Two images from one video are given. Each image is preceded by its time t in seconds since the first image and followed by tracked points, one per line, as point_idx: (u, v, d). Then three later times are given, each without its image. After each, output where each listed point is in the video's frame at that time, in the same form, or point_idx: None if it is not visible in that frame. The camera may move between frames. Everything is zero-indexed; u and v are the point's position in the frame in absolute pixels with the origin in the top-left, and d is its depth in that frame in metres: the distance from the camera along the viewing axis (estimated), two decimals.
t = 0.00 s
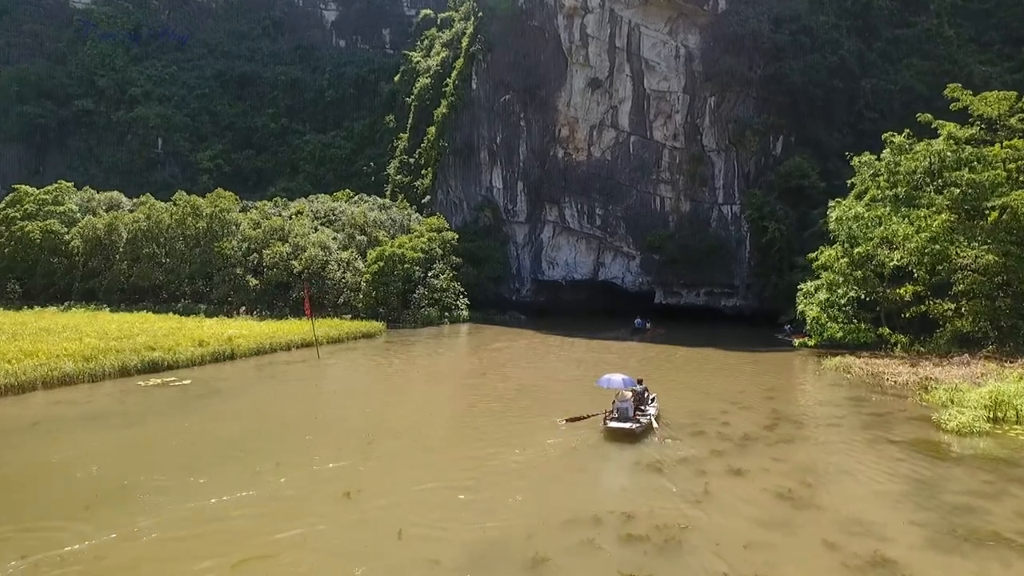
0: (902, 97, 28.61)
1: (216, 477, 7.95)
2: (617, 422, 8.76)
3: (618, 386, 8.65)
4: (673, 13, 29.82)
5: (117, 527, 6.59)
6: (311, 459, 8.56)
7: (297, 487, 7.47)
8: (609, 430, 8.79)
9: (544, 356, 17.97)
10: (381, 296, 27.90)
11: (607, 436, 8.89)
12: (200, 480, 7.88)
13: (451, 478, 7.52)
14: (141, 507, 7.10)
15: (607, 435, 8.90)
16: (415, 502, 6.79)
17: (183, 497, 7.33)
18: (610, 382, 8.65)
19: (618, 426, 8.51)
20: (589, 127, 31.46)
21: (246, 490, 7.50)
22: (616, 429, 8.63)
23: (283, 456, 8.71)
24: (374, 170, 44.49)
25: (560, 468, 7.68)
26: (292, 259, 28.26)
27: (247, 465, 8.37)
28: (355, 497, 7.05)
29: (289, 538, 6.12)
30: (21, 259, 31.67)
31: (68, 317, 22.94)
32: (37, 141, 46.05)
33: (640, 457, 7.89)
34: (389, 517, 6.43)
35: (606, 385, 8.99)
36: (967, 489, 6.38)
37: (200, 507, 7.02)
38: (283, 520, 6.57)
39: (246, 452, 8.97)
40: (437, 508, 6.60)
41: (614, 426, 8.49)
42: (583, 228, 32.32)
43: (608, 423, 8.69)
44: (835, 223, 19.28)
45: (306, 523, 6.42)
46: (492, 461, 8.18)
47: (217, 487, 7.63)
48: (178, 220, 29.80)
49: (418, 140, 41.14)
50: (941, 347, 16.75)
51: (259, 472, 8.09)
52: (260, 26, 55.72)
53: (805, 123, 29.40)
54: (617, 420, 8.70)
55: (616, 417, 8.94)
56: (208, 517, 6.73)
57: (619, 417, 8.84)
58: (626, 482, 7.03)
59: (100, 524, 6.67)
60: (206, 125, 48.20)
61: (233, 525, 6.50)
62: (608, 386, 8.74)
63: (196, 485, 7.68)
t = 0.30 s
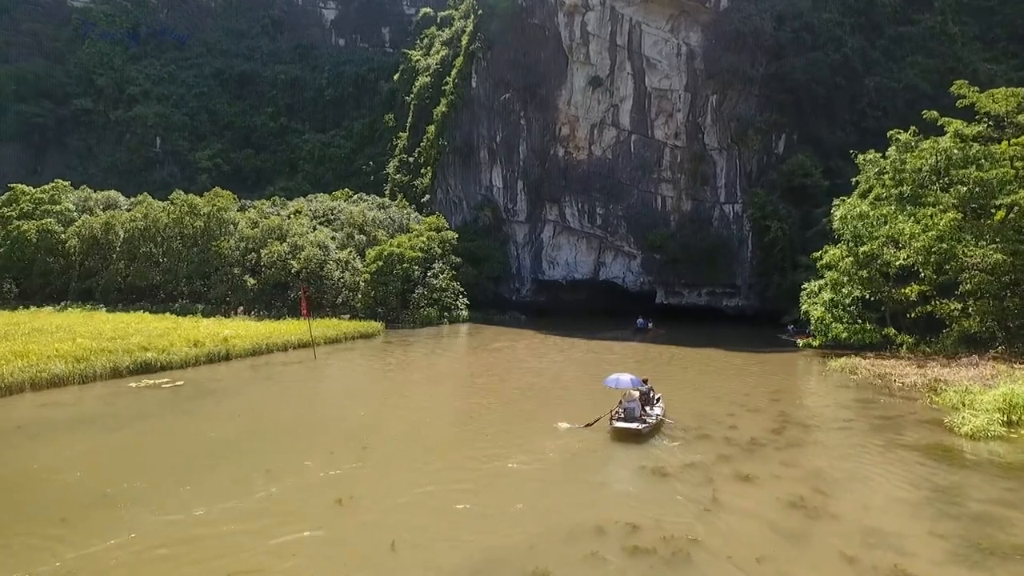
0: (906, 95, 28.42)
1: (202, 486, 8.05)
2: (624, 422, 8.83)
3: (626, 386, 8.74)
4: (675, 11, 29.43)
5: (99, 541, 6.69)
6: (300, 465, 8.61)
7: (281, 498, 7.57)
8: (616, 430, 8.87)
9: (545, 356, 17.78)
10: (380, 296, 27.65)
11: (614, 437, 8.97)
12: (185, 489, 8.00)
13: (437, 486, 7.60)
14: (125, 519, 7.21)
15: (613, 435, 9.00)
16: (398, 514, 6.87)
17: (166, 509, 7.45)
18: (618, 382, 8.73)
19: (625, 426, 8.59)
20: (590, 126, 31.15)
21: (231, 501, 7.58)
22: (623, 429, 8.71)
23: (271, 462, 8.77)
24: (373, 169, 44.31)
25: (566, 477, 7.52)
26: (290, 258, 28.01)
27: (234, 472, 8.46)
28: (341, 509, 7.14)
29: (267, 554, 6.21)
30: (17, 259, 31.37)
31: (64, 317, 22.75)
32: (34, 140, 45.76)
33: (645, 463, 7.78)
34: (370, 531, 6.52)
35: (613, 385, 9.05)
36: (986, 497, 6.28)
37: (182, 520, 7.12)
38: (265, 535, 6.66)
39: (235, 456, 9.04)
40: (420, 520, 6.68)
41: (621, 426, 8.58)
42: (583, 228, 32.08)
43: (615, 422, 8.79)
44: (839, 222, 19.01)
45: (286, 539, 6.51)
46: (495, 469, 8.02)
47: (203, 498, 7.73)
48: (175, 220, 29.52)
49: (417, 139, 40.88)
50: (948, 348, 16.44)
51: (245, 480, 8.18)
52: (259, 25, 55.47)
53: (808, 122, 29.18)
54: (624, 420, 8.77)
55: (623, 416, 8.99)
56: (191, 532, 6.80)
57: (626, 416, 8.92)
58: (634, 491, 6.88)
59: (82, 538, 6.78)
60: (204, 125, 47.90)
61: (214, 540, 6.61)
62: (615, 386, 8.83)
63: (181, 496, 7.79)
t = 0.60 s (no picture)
0: (909, 93, 28.17)
1: (191, 492, 7.80)
2: (629, 422, 8.83)
3: (633, 386, 8.76)
4: (676, 8, 29.14)
5: (78, 549, 6.41)
6: (292, 469, 8.38)
7: (271, 505, 7.30)
8: (621, 430, 8.86)
9: (545, 357, 17.56)
10: (378, 296, 27.34)
11: (619, 436, 8.98)
12: (173, 494, 7.73)
13: (432, 491, 7.37)
14: (108, 526, 6.94)
15: (618, 434, 9.00)
16: (388, 522, 6.64)
17: (152, 516, 7.18)
18: (625, 382, 8.76)
19: (630, 425, 8.61)
20: (590, 124, 30.87)
21: (222, 508, 7.30)
22: (629, 429, 8.73)
23: (261, 466, 8.51)
24: (372, 168, 44.08)
25: (569, 482, 7.33)
26: (287, 257, 27.75)
27: (224, 478, 8.19)
28: (332, 516, 6.89)
29: (251, 563, 5.95)
30: (13, 258, 31.11)
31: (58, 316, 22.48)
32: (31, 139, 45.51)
33: (649, 467, 7.59)
34: (360, 539, 6.28)
35: (619, 385, 9.06)
36: (1005, 506, 6.08)
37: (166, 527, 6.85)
38: (251, 543, 6.39)
39: (224, 459, 8.80)
40: (410, 528, 6.46)
41: (626, 426, 8.59)
42: (584, 227, 31.82)
43: (620, 422, 8.79)
44: (844, 220, 18.74)
45: (273, 548, 6.25)
46: (495, 475, 7.81)
47: (196, 503, 7.50)
48: (172, 219, 29.25)
49: (416, 137, 40.59)
50: (954, 348, 16.20)
51: (235, 486, 7.91)
52: (258, 23, 55.22)
53: (810, 120, 28.92)
54: (630, 419, 8.79)
55: (628, 416, 9.01)
56: (178, 540, 6.54)
57: (630, 416, 8.91)
58: (639, 499, 6.70)
59: (64, 545, 6.53)
60: (202, 123, 47.60)
61: (197, 548, 6.34)
62: (622, 386, 8.84)
63: (167, 502, 7.52)
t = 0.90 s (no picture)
0: (913, 92, 27.97)
1: (184, 496, 7.61)
2: (634, 422, 8.80)
3: (638, 386, 8.72)
4: (677, 6, 28.88)
5: (49, 562, 6.10)
6: (282, 476, 8.13)
7: (259, 514, 7.05)
8: (626, 430, 8.83)
9: (546, 358, 17.34)
10: (376, 296, 27.05)
11: (624, 437, 8.94)
12: (154, 503, 7.43)
13: (428, 501, 7.19)
14: (82, 536, 6.62)
15: (623, 435, 8.95)
16: (382, 535, 6.42)
17: (132, 525, 6.89)
18: (630, 382, 8.73)
19: (636, 426, 8.57)
20: (591, 123, 30.60)
21: (216, 512, 7.12)
22: (634, 430, 8.68)
23: (249, 473, 8.25)
24: (371, 168, 43.84)
25: (572, 491, 7.14)
26: (286, 257, 27.49)
27: (210, 484, 7.91)
28: (321, 528, 6.64)
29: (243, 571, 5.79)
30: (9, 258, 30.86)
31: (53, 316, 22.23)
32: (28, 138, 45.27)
33: (653, 475, 7.40)
34: (351, 553, 6.06)
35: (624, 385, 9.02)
36: None
37: (146, 537, 6.58)
38: (234, 554, 6.16)
39: (214, 463, 8.59)
40: (404, 541, 6.27)
41: (631, 426, 8.56)
42: (584, 226, 31.56)
43: (625, 422, 8.77)
44: (848, 220, 18.49)
45: (256, 562, 5.99)
46: (496, 482, 7.62)
47: (188, 507, 7.31)
48: (168, 218, 28.97)
49: (415, 136, 40.30)
50: (960, 349, 15.92)
51: (221, 494, 7.63)
52: (257, 22, 54.97)
53: (813, 119, 28.68)
54: (634, 420, 8.76)
55: (633, 417, 8.96)
56: (168, 546, 6.36)
57: (636, 416, 8.89)
58: (645, 508, 6.51)
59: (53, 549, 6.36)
60: (201, 123, 47.30)
61: (174, 562, 6.06)
62: (627, 386, 8.79)
63: (148, 510, 7.21)
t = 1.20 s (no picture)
0: (915, 90, 27.83)
1: (177, 502, 7.44)
2: (639, 422, 8.70)
3: (642, 386, 8.61)
4: (678, 4, 28.61)
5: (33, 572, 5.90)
6: (271, 484, 7.89)
7: (244, 525, 6.80)
8: (630, 430, 8.74)
9: (546, 358, 17.13)
10: (374, 296, 26.77)
11: (629, 437, 8.84)
12: (137, 513, 7.16)
13: (425, 510, 6.98)
14: (58, 549, 6.36)
15: (628, 435, 8.87)
16: (373, 549, 6.19)
17: (112, 537, 6.62)
18: (634, 382, 8.62)
19: (640, 426, 8.48)
20: (591, 121, 30.35)
21: (210, 520, 6.94)
22: (638, 430, 8.59)
23: (237, 481, 8.00)
24: (370, 167, 43.65)
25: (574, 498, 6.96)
26: (283, 257, 27.24)
27: (195, 493, 7.66)
28: (308, 541, 6.39)
29: None
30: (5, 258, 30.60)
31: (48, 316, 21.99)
32: (25, 137, 45.00)
33: (656, 482, 7.20)
34: (339, 569, 5.82)
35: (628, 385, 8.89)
36: None
37: (125, 550, 6.32)
38: (227, 566, 5.99)
39: (203, 470, 8.35)
40: (395, 555, 6.04)
41: (635, 426, 8.48)
42: (584, 225, 31.29)
43: (629, 422, 8.67)
44: (852, 218, 18.23)
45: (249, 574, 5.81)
46: (495, 490, 7.42)
47: (182, 513, 7.15)
48: (165, 217, 28.69)
49: (415, 135, 40.02)
50: (967, 350, 15.71)
51: (207, 503, 7.38)
52: (256, 21, 54.71)
53: (815, 117, 28.44)
54: (639, 420, 8.66)
55: (638, 417, 8.84)
56: (161, 556, 6.20)
57: (640, 417, 8.78)
58: (649, 518, 6.32)
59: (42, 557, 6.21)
60: (199, 122, 46.99)
61: None
62: (631, 386, 8.68)
63: (137, 518, 7.02)
